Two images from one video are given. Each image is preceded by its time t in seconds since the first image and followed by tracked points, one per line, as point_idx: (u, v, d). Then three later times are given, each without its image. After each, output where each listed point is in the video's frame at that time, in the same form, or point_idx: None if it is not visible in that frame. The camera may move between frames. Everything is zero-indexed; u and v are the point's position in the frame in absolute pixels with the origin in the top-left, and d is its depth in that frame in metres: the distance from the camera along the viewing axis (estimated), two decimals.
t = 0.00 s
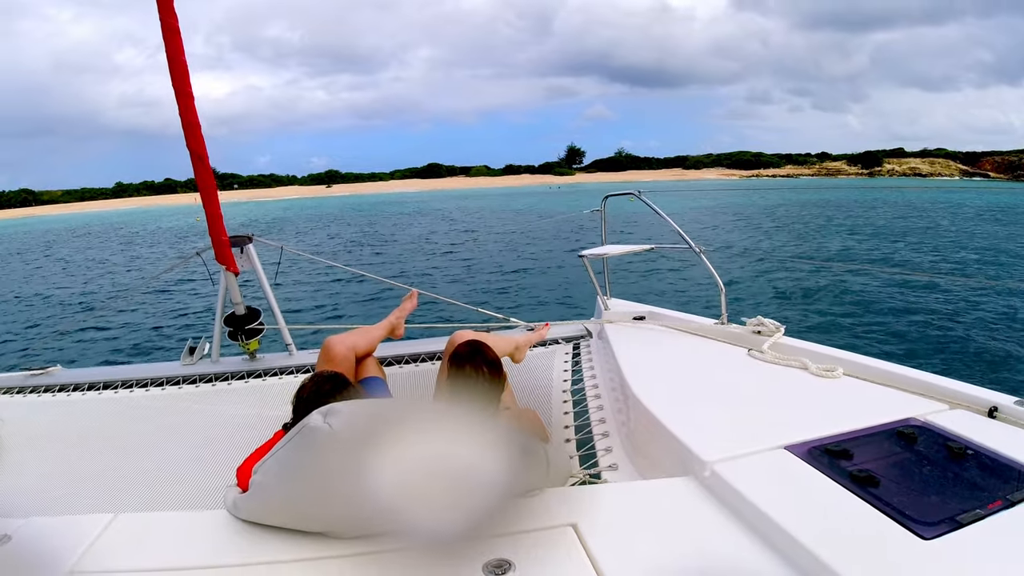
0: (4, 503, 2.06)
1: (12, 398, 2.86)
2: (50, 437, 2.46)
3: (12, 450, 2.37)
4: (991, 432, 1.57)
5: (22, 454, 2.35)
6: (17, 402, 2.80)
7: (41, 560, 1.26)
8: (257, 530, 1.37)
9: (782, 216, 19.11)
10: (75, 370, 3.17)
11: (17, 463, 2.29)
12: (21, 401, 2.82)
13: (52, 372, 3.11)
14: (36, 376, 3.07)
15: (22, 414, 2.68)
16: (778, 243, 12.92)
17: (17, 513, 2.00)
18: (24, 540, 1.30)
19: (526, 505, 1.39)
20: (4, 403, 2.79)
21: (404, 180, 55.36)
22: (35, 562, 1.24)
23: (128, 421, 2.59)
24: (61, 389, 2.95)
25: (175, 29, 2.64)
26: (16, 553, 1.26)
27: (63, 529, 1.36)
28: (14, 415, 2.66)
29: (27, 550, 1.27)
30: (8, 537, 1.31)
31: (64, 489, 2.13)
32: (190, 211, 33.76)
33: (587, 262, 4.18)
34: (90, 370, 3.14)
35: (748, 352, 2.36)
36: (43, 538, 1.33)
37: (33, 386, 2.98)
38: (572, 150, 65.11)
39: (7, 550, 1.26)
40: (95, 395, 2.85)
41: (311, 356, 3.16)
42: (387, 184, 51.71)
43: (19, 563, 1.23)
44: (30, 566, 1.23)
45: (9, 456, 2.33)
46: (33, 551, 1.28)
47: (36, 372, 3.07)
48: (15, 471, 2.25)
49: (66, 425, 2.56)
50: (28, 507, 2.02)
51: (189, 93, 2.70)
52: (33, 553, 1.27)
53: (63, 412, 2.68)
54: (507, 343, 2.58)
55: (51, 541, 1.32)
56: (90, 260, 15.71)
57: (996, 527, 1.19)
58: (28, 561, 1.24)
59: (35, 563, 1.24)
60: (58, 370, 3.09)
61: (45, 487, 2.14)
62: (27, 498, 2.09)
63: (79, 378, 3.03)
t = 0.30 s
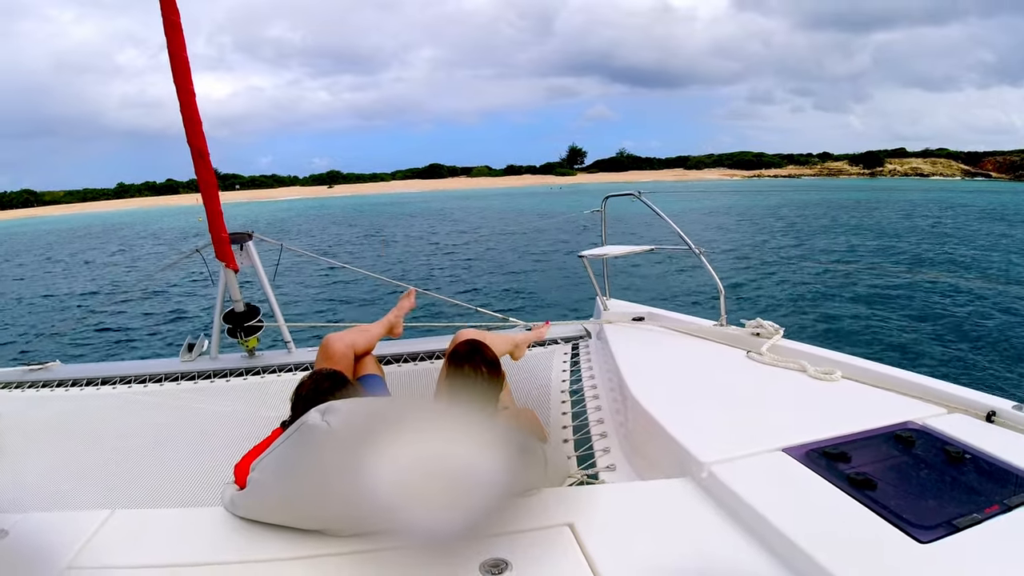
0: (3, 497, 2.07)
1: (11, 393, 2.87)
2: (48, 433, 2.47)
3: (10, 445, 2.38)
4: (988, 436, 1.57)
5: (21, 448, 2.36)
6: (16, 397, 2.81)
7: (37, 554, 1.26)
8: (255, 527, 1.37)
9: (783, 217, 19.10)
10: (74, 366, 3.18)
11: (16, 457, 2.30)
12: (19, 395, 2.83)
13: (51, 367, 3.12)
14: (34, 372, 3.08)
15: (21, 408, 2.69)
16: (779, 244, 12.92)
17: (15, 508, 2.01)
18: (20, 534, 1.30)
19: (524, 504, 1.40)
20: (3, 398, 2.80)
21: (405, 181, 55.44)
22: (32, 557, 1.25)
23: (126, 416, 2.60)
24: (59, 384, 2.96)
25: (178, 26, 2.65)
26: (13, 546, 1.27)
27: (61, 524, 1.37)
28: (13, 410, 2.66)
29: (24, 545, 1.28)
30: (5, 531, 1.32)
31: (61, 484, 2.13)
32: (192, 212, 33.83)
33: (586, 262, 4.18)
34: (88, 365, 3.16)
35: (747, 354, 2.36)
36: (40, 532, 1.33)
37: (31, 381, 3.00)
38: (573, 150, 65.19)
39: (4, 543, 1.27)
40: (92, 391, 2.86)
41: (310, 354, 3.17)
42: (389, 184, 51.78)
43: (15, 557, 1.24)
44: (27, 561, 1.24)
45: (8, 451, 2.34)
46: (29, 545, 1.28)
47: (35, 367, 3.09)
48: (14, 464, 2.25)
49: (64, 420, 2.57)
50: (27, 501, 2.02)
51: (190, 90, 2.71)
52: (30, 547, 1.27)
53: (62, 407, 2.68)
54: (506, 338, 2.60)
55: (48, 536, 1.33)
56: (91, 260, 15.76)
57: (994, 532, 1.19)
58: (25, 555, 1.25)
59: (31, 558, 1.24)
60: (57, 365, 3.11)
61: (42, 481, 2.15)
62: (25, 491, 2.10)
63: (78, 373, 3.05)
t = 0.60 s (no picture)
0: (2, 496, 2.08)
1: (10, 391, 2.88)
2: (47, 431, 2.47)
3: (9, 444, 2.38)
4: (987, 442, 1.57)
5: (19, 447, 2.36)
6: (14, 396, 2.82)
7: (33, 553, 1.26)
8: (251, 528, 1.38)
9: (785, 216, 19.04)
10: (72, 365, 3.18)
11: (15, 456, 2.30)
12: (18, 394, 2.84)
13: (49, 367, 3.13)
14: (33, 371, 3.08)
15: (19, 407, 2.69)
16: (780, 242, 12.92)
17: (13, 507, 2.01)
18: (18, 534, 1.31)
19: (522, 508, 1.40)
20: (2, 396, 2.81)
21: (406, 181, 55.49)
22: (29, 555, 1.25)
23: (125, 416, 2.61)
24: (57, 383, 2.97)
25: (180, 26, 2.65)
26: (10, 545, 1.27)
27: (58, 523, 1.37)
28: (12, 409, 2.67)
29: (21, 543, 1.28)
30: (3, 529, 1.32)
31: (60, 483, 2.14)
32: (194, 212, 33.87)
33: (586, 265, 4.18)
34: (87, 365, 3.16)
35: (747, 358, 2.35)
36: (38, 531, 1.34)
37: (29, 380, 3.01)
38: (574, 150, 65.21)
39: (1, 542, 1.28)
40: (91, 390, 2.86)
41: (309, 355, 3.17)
42: (390, 185, 51.81)
43: (12, 556, 1.24)
44: (25, 559, 1.25)
45: (7, 450, 2.34)
46: (26, 544, 1.29)
47: (34, 366, 3.10)
48: (12, 463, 2.26)
49: (63, 419, 2.58)
50: (26, 500, 2.03)
51: (191, 89, 2.70)
52: (26, 546, 1.28)
53: (61, 406, 2.69)
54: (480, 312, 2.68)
55: (45, 534, 1.33)
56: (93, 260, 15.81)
57: (991, 538, 1.19)
58: (21, 553, 1.25)
59: (27, 556, 1.25)
60: (55, 364, 3.11)
61: (41, 480, 2.15)
62: (23, 490, 2.10)
63: (76, 372, 3.06)
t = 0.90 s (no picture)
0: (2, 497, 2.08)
1: (10, 391, 2.89)
2: (46, 432, 2.48)
3: (9, 443, 2.39)
4: (988, 448, 1.56)
5: (18, 447, 2.36)
6: (14, 396, 2.83)
7: (30, 554, 1.27)
8: (249, 531, 1.38)
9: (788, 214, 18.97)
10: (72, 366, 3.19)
11: (14, 456, 2.31)
12: (17, 395, 2.84)
13: (49, 367, 3.13)
14: (32, 371, 3.09)
15: (18, 408, 2.70)
16: (781, 240, 12.89)
17: (11, 508, 2.01)
18: (16, 534, 1.31)
19: (521, 511, 1.39)
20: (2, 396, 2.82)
21: (407, 180, 55.47)
22: (27, 556, 1.25)
23: (124, 417, 2.61)
24: (57, 384, 2.97)
25: (183, 28, 2.65)
26: (8, 546, 1.28)
27: (56, 524, 1.37)
28: (12, 409, 2.68)
29: (19, 544, 1.28)
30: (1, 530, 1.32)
31: (59, 483, 2.14)
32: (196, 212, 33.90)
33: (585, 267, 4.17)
34: (86, 365, 3.17)
35: (746, 363, 2.35)
36: (36, 531, 1.34)
37: (29, 380, 3.01)
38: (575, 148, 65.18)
39: None
40: (91, 391, 2.87)
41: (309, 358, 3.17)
42: (391, 184, 51.80)
43: (11, 557, 1.24)
44: (23, 559, 1.25)
45: (6, 450, 2.35)
46: (25, 544, 1.29)
47: (33, 366, 3.10)
48: (11, 463, 2.26)
49: (63, 419, 2.58)
50: (25, 501, 2.03)
51: (193, 90, 2.70)
52: (25, 546, 1.28)
53: (61, 407, 2.70)
54: (448, 304, 2.75)
55: (43, 535, 1.33)
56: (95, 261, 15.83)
57: (992, 545, 1.19)
58: (19, 555, 1.25)
59: (26, 557, 1.25)
60: (55, 365, 3.12)
61: (41, 480, 2.16)
62: (23, 491, 2.10)
63: (76, 373, 3.06)
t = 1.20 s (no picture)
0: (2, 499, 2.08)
1: (10, 392, 2.89)
2: (47, 433, 2.49)
3: (9, 445, 2.39)
4: (989, 449, 1.56)
5: (19, 448, 2.37)
6: (15, 397, 2.83)
7: (31, 555, 1.27)
8: (249, 532, 1.38)
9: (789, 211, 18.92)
10: (72, 367, 3.19)
11: (15, 457, 2.31)
12: (17, 396, 2.84)
13: (50, 368, 3.14)
14: (33, 372, 3.09)
15: (19, 409, 2.70)
16: (782, 237, 12.86)
17: (12, 510, 2.02)
18: (16, 537, 1.31)
19: (521, 513, 1.39)
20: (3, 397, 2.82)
21: (408, 179, 55.44)
22: (27, 558, 1.26)
23: (125, 418, 2.62)
24: (58, 385, 2.98)
25: (184, 29, 2.65)
26: (9, 548, 1.28)
27: (57, 526, 1.38)
28: (14, 410, 2.68)
29: (20, 547, 1.29)
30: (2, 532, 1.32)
31: (60, 485, 2.14)
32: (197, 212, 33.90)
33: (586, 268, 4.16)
34: (86, 367, 3.17)
35: (747, 364, 2.35)
36: (36, 533, 1.34)
37: (30, 382, 3.02)
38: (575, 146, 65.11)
39: None
40: (93, 392, 2.87)
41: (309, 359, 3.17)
42: (391, 183, 51.77)
43: (11, 559, 1.24)
44: (23, 561, 1.25)
45: (7, 451, 2.35)
46: (25, 546, 1.29)
47: (34, 368, 3.10)
48: (12, 464, 2.27)
49: (64, 421, 2.59)
50: (27, 503, 2.04)
51: (194, 92, 2.70)
52: (25, 548, 1.28)
53: (62, 408, 2.71)
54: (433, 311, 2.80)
55: (43, 536, 1.33)
56: (96, 262, 15.86)
57: (993, 545, 1.18)
58: (20, 558, 1.25)
59: (27, 559, 1.25)
60: (56, 366, 3.12)
61: (42, 482, 2.16)
62: (23, 492, 2.10)
63: (77, 374, 3.06)
